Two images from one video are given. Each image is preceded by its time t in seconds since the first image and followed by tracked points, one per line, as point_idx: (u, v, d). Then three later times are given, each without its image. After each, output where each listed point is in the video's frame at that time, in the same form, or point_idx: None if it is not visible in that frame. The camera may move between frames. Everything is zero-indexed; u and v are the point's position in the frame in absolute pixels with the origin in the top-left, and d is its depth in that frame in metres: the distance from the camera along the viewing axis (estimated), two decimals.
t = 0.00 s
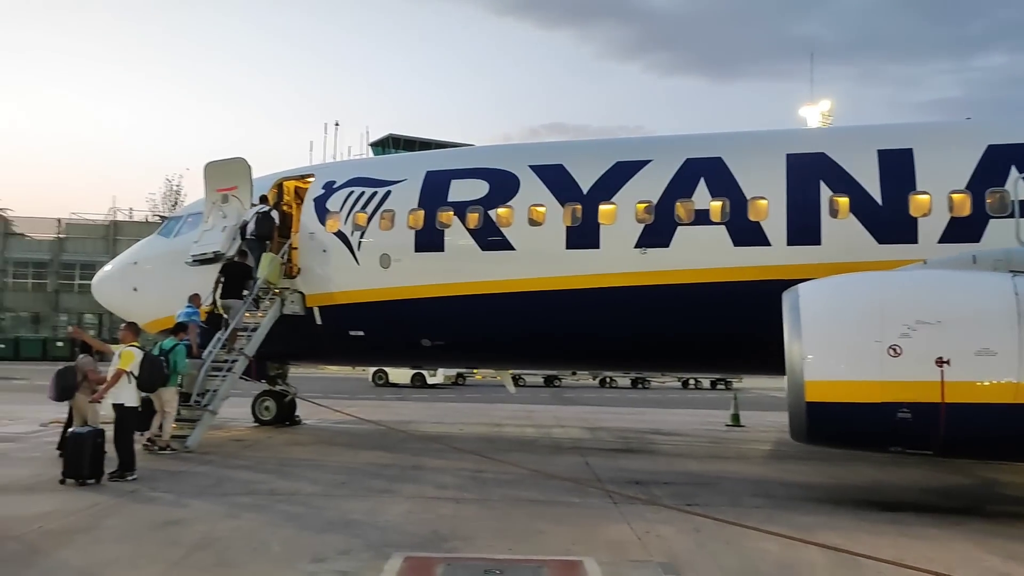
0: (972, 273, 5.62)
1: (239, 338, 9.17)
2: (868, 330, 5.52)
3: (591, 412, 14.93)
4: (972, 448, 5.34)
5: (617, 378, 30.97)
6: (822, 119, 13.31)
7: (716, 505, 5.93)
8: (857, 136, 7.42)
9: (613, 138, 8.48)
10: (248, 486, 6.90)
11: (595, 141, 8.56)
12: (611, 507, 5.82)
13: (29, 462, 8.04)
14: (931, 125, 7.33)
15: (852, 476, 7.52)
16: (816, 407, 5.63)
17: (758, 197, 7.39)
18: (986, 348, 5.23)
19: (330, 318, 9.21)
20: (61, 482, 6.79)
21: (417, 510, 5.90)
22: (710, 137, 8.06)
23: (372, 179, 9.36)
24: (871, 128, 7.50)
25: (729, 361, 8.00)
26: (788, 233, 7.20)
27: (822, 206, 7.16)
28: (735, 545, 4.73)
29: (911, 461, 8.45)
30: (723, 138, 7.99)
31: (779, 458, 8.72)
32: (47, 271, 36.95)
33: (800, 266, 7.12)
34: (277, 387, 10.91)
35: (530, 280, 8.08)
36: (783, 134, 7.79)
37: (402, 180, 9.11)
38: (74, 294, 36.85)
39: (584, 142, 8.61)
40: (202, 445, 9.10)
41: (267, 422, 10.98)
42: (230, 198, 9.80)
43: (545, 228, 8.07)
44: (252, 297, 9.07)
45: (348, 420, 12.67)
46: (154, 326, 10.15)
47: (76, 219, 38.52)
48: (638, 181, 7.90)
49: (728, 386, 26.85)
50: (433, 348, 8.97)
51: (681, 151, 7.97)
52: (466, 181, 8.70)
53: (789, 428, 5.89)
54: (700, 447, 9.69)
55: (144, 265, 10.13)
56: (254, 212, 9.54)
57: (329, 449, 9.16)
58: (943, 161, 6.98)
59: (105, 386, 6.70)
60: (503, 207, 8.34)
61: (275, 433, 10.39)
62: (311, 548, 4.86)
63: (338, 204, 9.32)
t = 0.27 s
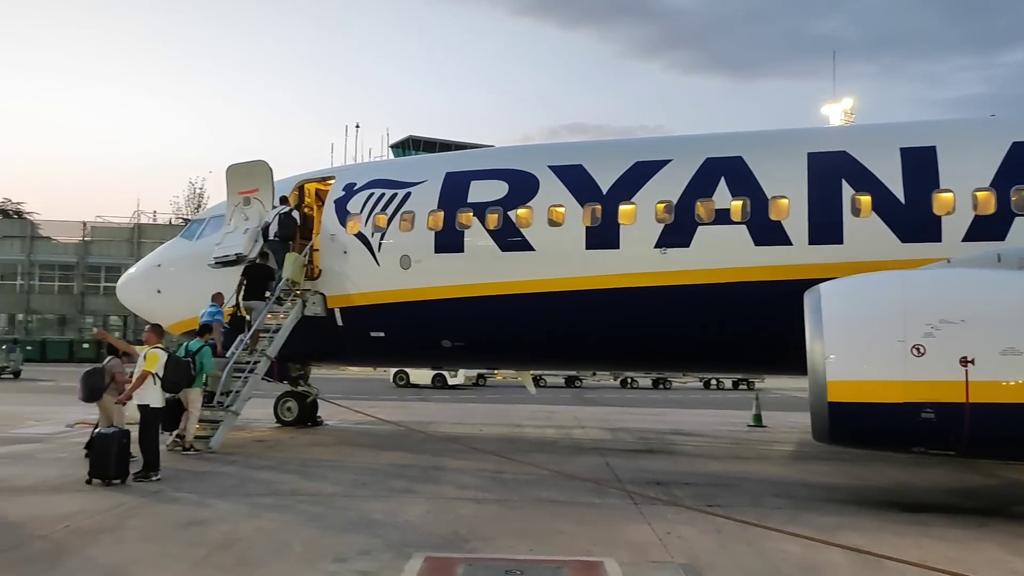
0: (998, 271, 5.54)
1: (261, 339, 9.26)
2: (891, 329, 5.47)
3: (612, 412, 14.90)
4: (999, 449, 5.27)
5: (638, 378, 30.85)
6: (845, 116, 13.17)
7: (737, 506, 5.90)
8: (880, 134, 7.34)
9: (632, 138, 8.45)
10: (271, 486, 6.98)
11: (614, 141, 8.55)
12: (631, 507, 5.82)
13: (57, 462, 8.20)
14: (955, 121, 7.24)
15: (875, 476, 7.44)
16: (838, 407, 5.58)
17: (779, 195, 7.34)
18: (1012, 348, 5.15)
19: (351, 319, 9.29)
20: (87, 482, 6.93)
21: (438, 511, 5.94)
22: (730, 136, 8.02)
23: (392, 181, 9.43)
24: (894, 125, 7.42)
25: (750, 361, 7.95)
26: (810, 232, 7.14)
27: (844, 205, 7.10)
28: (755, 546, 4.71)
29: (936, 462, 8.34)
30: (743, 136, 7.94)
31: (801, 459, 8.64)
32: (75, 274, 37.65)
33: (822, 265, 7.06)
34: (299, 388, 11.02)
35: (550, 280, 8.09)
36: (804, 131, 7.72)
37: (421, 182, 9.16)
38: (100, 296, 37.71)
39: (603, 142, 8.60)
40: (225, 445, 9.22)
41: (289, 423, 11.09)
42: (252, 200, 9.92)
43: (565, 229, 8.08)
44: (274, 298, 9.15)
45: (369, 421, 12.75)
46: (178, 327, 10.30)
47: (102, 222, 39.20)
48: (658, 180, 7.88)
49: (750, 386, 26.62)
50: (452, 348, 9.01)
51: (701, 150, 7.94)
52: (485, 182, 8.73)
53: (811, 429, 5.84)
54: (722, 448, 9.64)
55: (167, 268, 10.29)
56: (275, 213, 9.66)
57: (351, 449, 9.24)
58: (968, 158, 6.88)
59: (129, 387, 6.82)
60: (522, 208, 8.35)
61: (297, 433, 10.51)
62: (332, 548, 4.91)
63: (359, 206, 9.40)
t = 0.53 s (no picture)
0: (1008, 270, 5.51)
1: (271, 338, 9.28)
2: (900, 327, 5.44)
3: (621, 412, 14.89)
4: (1009, 449, 5.24)
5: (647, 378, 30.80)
6: (854, 114, 13.11)
7: (747, 505, 5.89)
8: (889, 132, 7.31)
9: (640, 137, 8.45)
10: (280, 485, 7.02)
11: (622, 140, 8.55)
12: (639, 507, 5.82)
13: (69, 461, 8.27)
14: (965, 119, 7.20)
15: (885, 476, 7.41)
16: (847, 406, 5.56)
17: (788, 194, 7.32)
18: (1022, 347, 5.13)
19: (360, 318, 9.32)
20: (99, 481, 6.99)
21: (446, 510, 5.96)
22: (738, 134, 8.00)
23: (400, 180, 9.45)
24: (903, 123, 7.38)
25: (759, 360, 7.92)
26: (820, 231, 7.11)
27: (853, 203, 7.07)
28: (763, 546, 4.69)
29: (947, 462, 8.30)
30: (751, 135, 7.92)
31: (811, 458, 8.60)
32: (86, 274, 37.97)
33: (831, 264, 7.03)
34: (308, 387, 11.08)
35: (557, 280, 8.10)
36: (813, 130, 7.70)
37: (429, 182, 9.19)
38: (111, 296, 38.09)
39: (611, 141, 8.60)
40: (235, 444, 9.28)
41: (299, 422, 11.14)
42: (262, 201, 10.00)
43: (573, 228, 8.08)
44: (282, 297, 9.16)
45: (378, 420, 12.79)
46: (188, 327, 10.37)
47: (112, 223, 39.50)
48: (666, 179, 7.87)
49: (760, 386, 26.51)
50: (461, 348, 9.04)
51: (710, 149, 7.92)
52: (493, 182, 8.74)
53: (820, 428, 5.82)
54: (731, 447, 9.61)
55: (177, 268, 10.35)
56: (284, 213, 9.70)
57: (359, 449, 9.28)
58: (978, 156, 6.84)
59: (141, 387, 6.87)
60: (530, 208, 8.36)
61: (307, 432, 10.55)
62: (340, 547, 4.94)
63: (367, 205, 9.43)
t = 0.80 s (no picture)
0: (1005, 267, 5.51)
1: (268, 335, 9.24)
2: (896, 325, 5.44)
3: (618, 410, 14.88)
4: (1005, 446, 5.24)
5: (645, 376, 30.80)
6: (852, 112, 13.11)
7: (743, 503, 5.89)
8: (886, 130, 7.30)
9: (637, 135, 8.43)
10: (276, 482, 7.00)
11: (619, 138, 8.53)
12: (635, 505, 5.81)
13: (64, 458, 8.24)
14: (962, 117, 7.20)
15: (881, 473, 7.42)
16: (843, 404, 5.56)
17: (785, 192, 7.31)
18: (1018, 344, 5.13)
19: (356, 316, 9.30)
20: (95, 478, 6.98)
21: (442, 507, 5.95)
22: (735, 132, 7.99)
23: (397, 178, 9.44)
24: (901, 121, 7.38)
25: (756, 358, 7.92)
26: (816, 228, 7.10)
27: (850, 202, 7.07)
28: (759, 543, 4.69)
29: (943, 459, 8.30)
30: (748, 133, 7.91)
31: (808, 456, 8.60)
32: (82, 272, 37.84)
33: (828, 262, 7.03)
34: (305, 385, 11.07)
35: (554, 277, 8.09)
36: (811, 128, 7.69)
37: (426, 179, 9.17)
38: (108, 294, 37.92)
39: (608, 138, 8.58)
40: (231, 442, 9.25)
41: (296, 420, 11.11)
42: (258, 198, 9.97)
43: (569, 225, 8.07)
44: (279, 295, 9.15)
45: (375, 418, 12.76)
46: (185, 325, 10.35)
47: (109, 220, 39.37)
48: (664, 177, 7.86)
49: (757, 384, 26.55)
50: (458, 346, 9.03)
51: (707, 147, 7.91)
52: (490, 179, 8.72)
53: (816, 425, 5.83)
54: (728, 445, 9.61)
55: (173, 265, 10.33)
56: (281, 210, 9.68)
57: (356, 446, 9.27)
58: (975, 154, 6.84)
59: (136, 385, 6.84)
60: (527, 205, 8.34)
61: (304, 430, 10.53)
62: (336, 545, 4.92)
63: (364, 203, 9.41)
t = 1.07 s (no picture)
0: (996, 266, 5.53)
1: (261, 333, 9.21)
2: (889, 324, 5.46)
3: (612, 408, 14.89)
4: (996, 444, 5.27)
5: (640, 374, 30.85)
6: (846, 111, 13.15)
7: (736, 500, 5.90)
8: (879, 129, 7.32)
9: (631, 133, 8.43)
10: (269, 481, 6.98)
11: (613, 136, 8.53)
12: (628, 503, 5.81)
13: (56, 456, 8.20)
14: (955, 116, 7.22)
15: (874, 471, 7.44)
16: (835, 403, 5.58)
17: (778, 191, 7.33)
18: (1009, 343, 5.16)
19: (350, 314, 9.29)
20: (88, 477, 6.94)
21: (435, 505, 5.94)
22: (729, 131, 8.00)
23: (391, 176, 9.42)
24: (894, 120, 7.40)
25: (749, 356, 7.94)
26: (809, 227, 7.12)
27: (843, 201, 7.09)
28: (752, 541, 4.70)
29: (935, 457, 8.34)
30: (742, 132, 7.92)
31: (801, 454, 8.63)
32: (75, 270, 37.61)
33: (821, 260, 7.05)
34: (299, 382, 11.08)
35: (548, 276, 8.08)
36: (804, 126, 7.70)
37: (420, 177, 9.15)
38: (101, 292, 37.71)
39: (603, 137, 8.58)
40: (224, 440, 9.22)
41: (289, 418, 11.07)
42: (252, 195, 9.93)
43: (563, 224, 8.07)
44: (272, 293, 9.12)
45: (368, 416, 12.74)
46: (178, 323, 10.31)
47: (101, 217, 39.17)
48: (657, 175, 7.86)
49: (751, 382, 26.63)
50: (451, 344, 9.02)
51: (701, 145, 7.92)
52: (485, 178, 8.71)
53: (809, 424, 5.84)
54: (721, 443, 9.63)
55: (167, 263, 10.28)
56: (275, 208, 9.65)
57: (350, 444, 9.25)
58: (968, 154, 6.86)
59: (129, 384, 6.79)
60: (521, 204, 8.34)
61: (297, 428, 10.51)
62: (328, 543, 4.91)
63: (358, 201, 9.38)
